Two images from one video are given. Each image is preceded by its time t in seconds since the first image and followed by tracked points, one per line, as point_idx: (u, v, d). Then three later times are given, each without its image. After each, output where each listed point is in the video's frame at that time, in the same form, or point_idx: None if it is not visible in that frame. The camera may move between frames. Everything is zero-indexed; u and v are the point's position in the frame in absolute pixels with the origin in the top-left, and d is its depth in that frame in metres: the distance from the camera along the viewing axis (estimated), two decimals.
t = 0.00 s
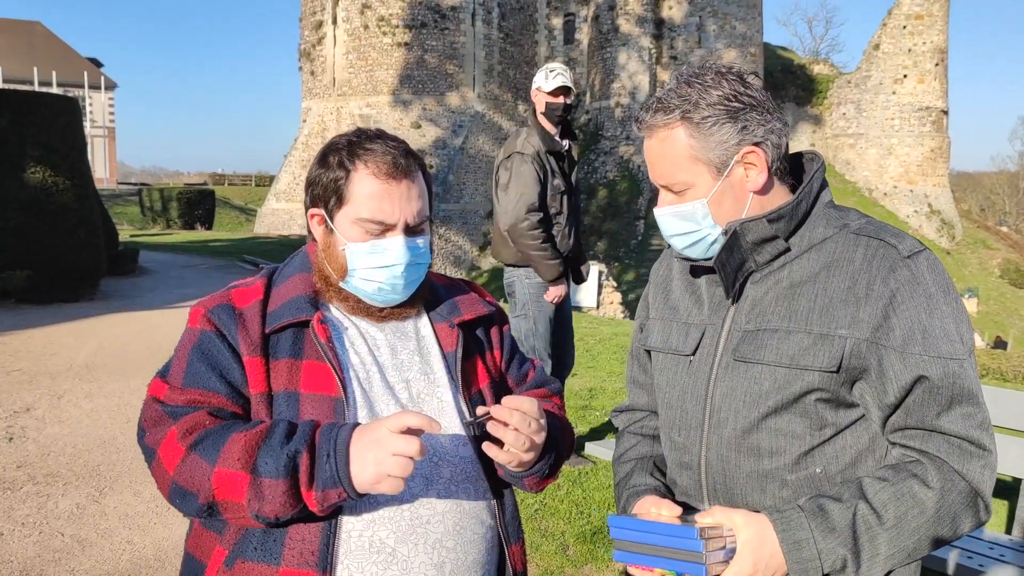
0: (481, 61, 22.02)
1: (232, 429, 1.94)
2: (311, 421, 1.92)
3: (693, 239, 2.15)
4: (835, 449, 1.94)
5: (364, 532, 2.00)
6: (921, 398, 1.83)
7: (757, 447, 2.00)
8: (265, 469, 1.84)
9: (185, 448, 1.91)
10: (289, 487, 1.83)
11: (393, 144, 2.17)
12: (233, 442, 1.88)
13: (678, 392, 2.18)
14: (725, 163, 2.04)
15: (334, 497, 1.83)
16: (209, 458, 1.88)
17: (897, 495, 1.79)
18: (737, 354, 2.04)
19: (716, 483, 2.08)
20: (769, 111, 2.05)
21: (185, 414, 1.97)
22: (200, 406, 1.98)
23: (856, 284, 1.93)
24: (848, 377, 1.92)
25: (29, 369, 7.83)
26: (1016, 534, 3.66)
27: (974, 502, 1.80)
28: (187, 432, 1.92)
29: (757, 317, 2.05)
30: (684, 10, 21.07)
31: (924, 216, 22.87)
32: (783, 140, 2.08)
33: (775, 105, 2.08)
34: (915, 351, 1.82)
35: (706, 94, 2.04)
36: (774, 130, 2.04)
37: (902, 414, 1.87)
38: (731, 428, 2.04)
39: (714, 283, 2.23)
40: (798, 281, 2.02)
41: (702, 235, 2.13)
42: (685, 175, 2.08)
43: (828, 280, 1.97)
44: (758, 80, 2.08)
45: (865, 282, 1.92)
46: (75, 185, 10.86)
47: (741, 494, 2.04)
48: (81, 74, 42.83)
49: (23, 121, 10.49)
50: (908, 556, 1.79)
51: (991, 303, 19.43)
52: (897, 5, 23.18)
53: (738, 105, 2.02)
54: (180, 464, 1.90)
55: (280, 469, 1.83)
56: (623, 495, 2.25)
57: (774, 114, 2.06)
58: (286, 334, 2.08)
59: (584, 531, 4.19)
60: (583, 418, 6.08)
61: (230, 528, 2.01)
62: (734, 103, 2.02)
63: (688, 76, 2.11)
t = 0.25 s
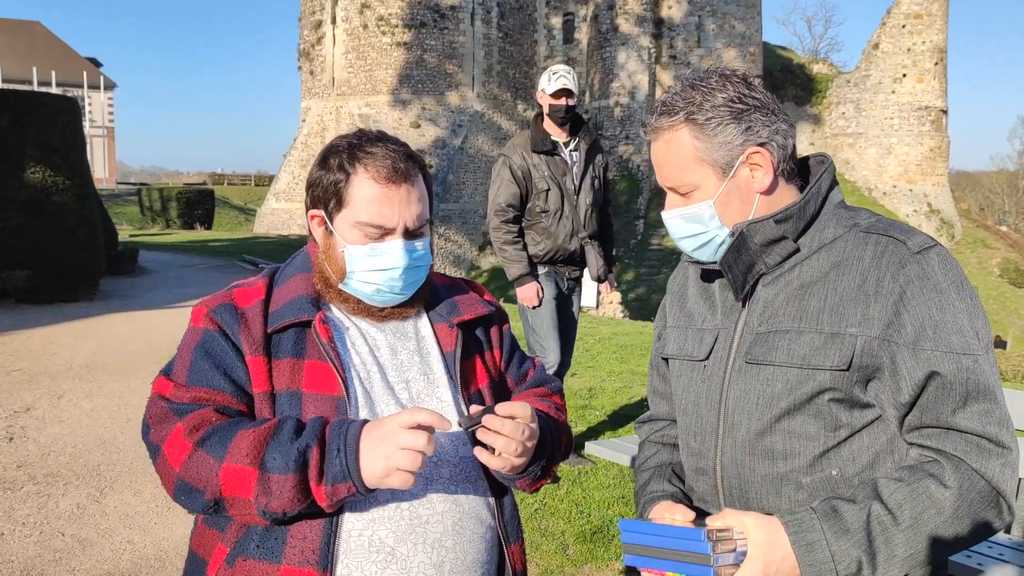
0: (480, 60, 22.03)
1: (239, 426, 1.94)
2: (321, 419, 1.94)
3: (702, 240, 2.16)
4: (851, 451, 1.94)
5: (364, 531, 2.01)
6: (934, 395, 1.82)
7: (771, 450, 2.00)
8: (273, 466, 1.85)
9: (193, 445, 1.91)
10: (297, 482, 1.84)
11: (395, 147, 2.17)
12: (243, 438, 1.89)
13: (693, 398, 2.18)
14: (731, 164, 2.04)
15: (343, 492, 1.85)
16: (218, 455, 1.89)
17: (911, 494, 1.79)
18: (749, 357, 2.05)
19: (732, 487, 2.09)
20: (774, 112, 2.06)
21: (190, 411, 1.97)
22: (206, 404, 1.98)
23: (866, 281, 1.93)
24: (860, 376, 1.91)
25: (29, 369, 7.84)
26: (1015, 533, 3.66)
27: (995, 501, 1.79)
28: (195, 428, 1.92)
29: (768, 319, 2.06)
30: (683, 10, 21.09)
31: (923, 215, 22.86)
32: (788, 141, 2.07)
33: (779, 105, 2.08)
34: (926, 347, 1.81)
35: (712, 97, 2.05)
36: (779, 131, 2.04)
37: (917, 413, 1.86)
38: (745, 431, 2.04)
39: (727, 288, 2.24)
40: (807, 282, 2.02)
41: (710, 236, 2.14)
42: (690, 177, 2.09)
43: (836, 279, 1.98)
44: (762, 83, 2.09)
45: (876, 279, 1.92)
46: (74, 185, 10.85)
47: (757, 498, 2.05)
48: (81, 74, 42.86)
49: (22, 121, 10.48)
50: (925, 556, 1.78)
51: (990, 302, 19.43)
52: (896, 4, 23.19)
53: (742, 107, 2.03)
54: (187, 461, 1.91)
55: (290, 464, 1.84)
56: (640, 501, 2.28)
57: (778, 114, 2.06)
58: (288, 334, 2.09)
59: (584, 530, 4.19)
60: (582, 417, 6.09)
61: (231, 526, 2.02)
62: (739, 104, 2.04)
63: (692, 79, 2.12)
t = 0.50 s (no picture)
0: (480, 60, 22.04)
1: (243, 427, 1.94)
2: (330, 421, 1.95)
3: (719, 247, 2.18)
4: (866, 459, 1.92)
5: (362, 529, 2.01)
6: (949, 405, 1.79)
7: (784, 455, 2.01)
8: (282, 466, 1.86)
9: (198, 445, 1.91)
10: (308, 482, 1.85)
11: (394, 147, 2.16)
12: (251, 438, 1.88)
13: (713, 399, 2.20)
14: (741, 174, 2.04)
15: (352, 492, 1.86)
16: (224, 456, 1.89)
17: (921, 506, 1.77)
18: (764, 360, 2.05)
19: (745, 490, 2.11)
20: (787, 116, 2.03)
21: (193, 410, 1.96)
22: (209, 403, 1.97)
23: (882, 286, 1.91)
24: (875, 384, 1.90)
25: (28, 368, 7.84)
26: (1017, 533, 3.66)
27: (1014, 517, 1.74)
28: (200, 429, 1.92)
29: (786, 322, 2.05)
30: (682, 9, 21.07)
31: (923, 214, 22.87)
32: (802, 144, 2.04)
33: (789, 108, 2.05)
34: (940, 355, 1.79)
35: (719, 107, 2.05)
36: (790, 135, 2.02)
37: (933, 422, 1.84)
38: (758, 435, 2.05)
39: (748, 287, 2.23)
40: (825, 285, 2.00)
41: (726, 243, 2.16)
42: (700, 188, 2.10)
43: (854, 283, 1.96)
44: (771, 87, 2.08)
45: (891, 284, 1.90)
46: (73, 185, 10.84)
47: (769, 502, 2.06)
48: (80, 74, 42.89)
49: (21, 121, 10.46)
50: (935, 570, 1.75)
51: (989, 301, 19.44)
52: (895, 3, 23.19)
53: (750, 114, 2.02)
54: (192, 461, 1.90)
55: (302, 464, 1.86)
56: (658, 498, 2.32)
57: (790, 117, 2.03)
58: (288, 332, 2.09)
59: (581, 529, 4.20)
60: (581, 416, 6.09)
61: (229, 523, 2.01)
62: (747, 112, 2.02)
63: (701, 86, 2.11)
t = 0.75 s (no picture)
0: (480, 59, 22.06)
1: (242, 426, 1.95)
2: (330, 421, 1.95)
3: (723, 232, 2.17)
4: (852, 465, 1.94)
5: (361, 527, 2.01)
6: (939, 421, 1.78)
7: (772, 455, 2.03)
8: (282, 466, 1.87)
9: (196, 444, 1.91)
10: (308, 484, 1.86)
11: (396, 146, 2.17)
12: (250, 439, 1.89)
13: (709, 389, 2.22)
14: (757, 160, 2.03)
15: (351, 493, 1.87)
16: (224, 455, 1.90)
17: (904, 518, 1.77)
18: (761, 360, 2.06)
19: (733, 483, 2.13)
20: (812, 108, 2.02)
21: (191, 408, 1.97)
22: (206, 400, 1.98)
23: (883, 297, 1.89)
24: (867, 394, 1.91)
25: (28, 368, 7.85)
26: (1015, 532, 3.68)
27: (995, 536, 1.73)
28: (197, 427, 1.93)
29: (784, 323, 2.05)
30: (682, 8, 21.06)
31: (922, 213, 22.87)
32: (824, 137, 2.02)
33: (818, 100, 2.04)
34: (935, 372, 1.78)
35: (744, 89, 2.03)
36: (812, 126, 2.00)
37: (922, 435, 1.83)
38: (749, 432, 2.07)
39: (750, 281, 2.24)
40: (827, 288, 2.00)
41: (733, 230, 2.15)
42: (714, 170, 2.10)
43: (855, 291, 1.94)
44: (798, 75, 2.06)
45: (891, 295, 1.88)
46: (73, 184, 10.84)
47: (755, 499, 2.08)
48: (79, 74, 42.90)
49: (22, 121, 10.46)
50: None
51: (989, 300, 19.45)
52: (895, 3, 23.19)
53: (773, 100, 2.01)
54: (190, 460, 1.91)
55: (302, 466, 1.86)
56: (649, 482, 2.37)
57: (814, 109, 2.02)
58: (286, 329, 2.09)
59: (580, 528, 4.21)
60: (581, 415, 6.10)
61: (229, 521, 2.02)
62: (771, 98, 2.01)
63: (730, 66, 2.10)
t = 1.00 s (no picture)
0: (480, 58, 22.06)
1: (242, 422, 1.95)
2: (330, 416, 1.96)
3: (704, 228, 2.17)
4: (820, 454, 1.93)
5: (361, 527, 2.02)
6: (909, 414, 1.80)
7: (742, 443, 2.01)
8: (280, 458, 1.87)
9: (196, 441, 1.91)
10: (306, 476, 1.86)
11: (400, 145, 2.17)
12: (249, 432, 1.90)
13: (678, 379, 2.21)
14: (740, 157, 2.03)
15: (347, 477, 1.86)
16: (222, 449, 1.90)
17: (871, 507, 1.78)
18: (733, 349, 2.05)
19: (701, 470, 2.11)
20: (794, 107, 2.03)
21: (190, 406, 1.96)
22: (205, 399, 1.98)
23: (860, 292, 1.90)
24: (839, 386, 1.90)
25: (28, 367, 7.86)
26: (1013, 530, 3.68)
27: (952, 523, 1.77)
28: (197, 424, 1.92)
29: (757, 315, 2.04)
30: (683, 7, 21.02)
31: (923, 213, 22.84)
32: (803, 137, 2.04)
33: (799, 100, 2.05)
34: (908, 367, 1.79)
35: (727, 86, 2.03)
36: (793, 125, 2.01)
37: (890, 427, 1.84)
38: (720, 421, 2.05)
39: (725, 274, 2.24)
40: (803, 282, 2.00)
41: (714, 226, 2.15)
42: (698, 166, 2.09)
43: (831, 285, 1.95)
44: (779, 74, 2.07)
45: (867, 291, 1.89)
46: (74, 184, 10.84)
47: (723, 486, 2.06)
48: (81, 73, 42.91)
49: (22, 121, 10.46)
50: (874, 569, 1.78)
51: (990, 300, 19.43)
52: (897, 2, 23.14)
53: (757, 98, 2.01)
54: (188, 457, 1.90)
55: (300, 453, 1.87)
56: (614, 471, 2.31)
57: (795, 107, 2.03)
58: (287, 329, 2.10)
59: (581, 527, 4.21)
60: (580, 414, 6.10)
61: (229, 519, 2.02)
62: (754, 96, 2.01)
63: (712, 64, 2.11)
